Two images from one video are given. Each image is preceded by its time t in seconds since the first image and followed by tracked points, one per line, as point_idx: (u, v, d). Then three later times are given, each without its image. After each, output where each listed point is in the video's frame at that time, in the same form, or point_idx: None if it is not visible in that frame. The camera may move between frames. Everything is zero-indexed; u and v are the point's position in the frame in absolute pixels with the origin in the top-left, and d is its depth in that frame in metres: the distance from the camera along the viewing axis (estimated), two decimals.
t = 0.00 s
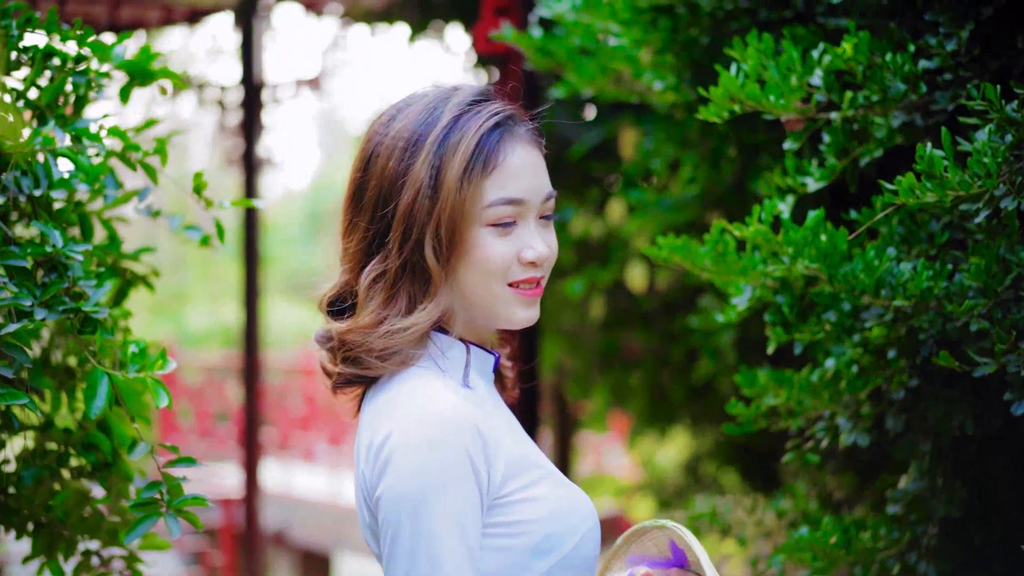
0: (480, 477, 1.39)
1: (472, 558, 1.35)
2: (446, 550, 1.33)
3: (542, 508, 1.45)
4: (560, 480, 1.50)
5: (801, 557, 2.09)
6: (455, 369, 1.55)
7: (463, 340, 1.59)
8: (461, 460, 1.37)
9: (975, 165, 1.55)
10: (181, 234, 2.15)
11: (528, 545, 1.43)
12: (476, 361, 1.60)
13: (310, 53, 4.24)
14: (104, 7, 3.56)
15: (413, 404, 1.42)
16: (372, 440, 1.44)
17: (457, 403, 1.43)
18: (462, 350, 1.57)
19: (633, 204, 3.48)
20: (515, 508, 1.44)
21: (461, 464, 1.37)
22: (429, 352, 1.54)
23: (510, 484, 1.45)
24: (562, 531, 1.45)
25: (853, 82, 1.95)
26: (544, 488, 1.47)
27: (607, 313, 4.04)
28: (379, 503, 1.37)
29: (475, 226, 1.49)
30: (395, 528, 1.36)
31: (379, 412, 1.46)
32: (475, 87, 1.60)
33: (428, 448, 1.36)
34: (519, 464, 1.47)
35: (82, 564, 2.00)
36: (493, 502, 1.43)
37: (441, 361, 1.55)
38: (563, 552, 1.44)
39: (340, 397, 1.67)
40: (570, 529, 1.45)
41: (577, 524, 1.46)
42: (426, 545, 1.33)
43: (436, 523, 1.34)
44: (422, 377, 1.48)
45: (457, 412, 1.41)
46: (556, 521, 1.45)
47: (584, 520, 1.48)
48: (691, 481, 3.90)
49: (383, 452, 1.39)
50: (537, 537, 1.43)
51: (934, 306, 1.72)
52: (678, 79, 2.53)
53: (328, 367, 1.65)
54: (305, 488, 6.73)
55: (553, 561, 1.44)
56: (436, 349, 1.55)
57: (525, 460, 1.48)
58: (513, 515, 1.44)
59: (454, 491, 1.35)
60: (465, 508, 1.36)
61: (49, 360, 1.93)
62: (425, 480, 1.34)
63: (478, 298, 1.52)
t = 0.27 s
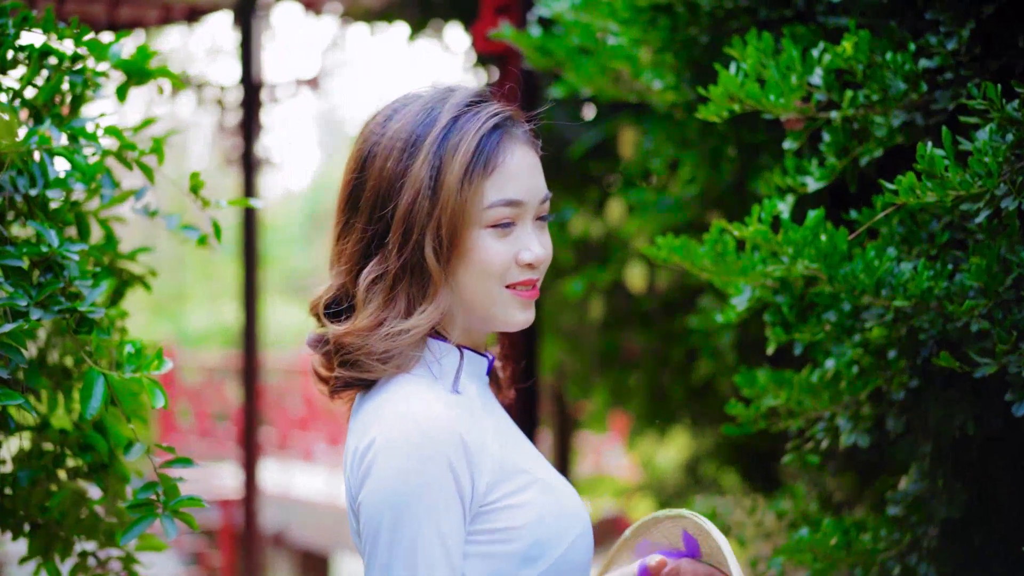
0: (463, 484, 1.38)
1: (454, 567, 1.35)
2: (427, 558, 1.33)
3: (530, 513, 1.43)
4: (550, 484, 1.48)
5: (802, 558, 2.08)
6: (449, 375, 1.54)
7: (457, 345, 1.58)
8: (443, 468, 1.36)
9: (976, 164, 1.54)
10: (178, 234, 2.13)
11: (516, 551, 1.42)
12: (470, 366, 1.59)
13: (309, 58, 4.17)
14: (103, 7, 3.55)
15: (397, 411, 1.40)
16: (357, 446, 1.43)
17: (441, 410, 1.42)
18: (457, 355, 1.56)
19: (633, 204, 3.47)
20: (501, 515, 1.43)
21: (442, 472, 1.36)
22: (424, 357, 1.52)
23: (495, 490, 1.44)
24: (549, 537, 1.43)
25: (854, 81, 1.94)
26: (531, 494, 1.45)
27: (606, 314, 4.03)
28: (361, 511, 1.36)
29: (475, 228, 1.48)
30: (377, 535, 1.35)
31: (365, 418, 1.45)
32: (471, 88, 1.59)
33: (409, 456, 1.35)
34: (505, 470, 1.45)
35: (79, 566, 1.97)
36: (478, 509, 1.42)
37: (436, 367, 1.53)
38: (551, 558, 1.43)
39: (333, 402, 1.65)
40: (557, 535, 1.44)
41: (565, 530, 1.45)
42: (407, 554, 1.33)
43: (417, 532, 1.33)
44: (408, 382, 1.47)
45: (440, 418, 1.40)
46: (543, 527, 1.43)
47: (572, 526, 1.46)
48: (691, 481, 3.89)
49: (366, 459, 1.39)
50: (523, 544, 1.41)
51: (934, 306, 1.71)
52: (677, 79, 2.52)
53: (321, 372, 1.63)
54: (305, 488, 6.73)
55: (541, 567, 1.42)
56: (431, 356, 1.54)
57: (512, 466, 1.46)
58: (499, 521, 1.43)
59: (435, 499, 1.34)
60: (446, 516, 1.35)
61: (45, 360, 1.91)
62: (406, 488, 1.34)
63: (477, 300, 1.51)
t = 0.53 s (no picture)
0: (445, 489, 1.37)
1: (435, 573, 1.35)
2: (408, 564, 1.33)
3: (514, 518, 1.42)
4: (538, 488, 1.46)
5: (801, 559, 2.07)
6: (441, 379, 1.53)
7: (451, 348, 1.57)
8: (423, 474, 1.35)
9: (975, 164, 1.53)
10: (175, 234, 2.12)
11: (500, 556, 1.41)
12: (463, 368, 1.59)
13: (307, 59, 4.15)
14: (101, 6, 3.53)
15: (379, 415, 1.40)
16: (342, 449, 1.43)
17: (425, 414, 1.41)
18: (450, 359, 1.55)
19: (632, 204, 3.46)
20: (487, 519, 1.42)
21: (423, 478, 1.35)
22: (418, 359, 1.52)
23: (480, 494, 1.43)
24: (534, 541, 1.42)
25: (852, 80, 1.93)
26: (517, 497, 1.44)
27: (605, 314, 4.03)
28: (343, 516, 1.37)
29: (470, 227, 1.48)
30: (359, 540, 1.36)
31: (352, 421, 1.45)
32: (464, 87, 1.59)
33: (389, 462, 1.35)
34: (491, 473, 1.44)
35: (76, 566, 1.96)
36: (462, 513, 1.41)
37: (428, 371, 1.52)
38: (538, 563, 1.42)
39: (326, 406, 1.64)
40: (543, 539, 1.43)
41: (551, 534, 1.43)
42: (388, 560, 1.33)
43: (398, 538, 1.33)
44: (394, 386, 1.46)
45: (423, 421, 1.39)
46: (529, 531, 1.42)
47: (560, 530, 1.45)
48: (690, 481, 3.88)
49: (349, 463, 1.39)
50: (509, 549, 1.41)
51: (933, 306, 1.70)
52: (675, 78, 2.50)
53: (314, 375, 1.62)
54: (305, 488, 6.72)
55: (528, 572, 1.41)
56: (423, 360, 1.53)
57: (498, 469, 1.45)
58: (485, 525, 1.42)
59: (415, 505, 1.34)
60: (427, 522, 1.35)
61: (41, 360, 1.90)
62: (386, 495, 1.34)
63: (473, 299, 1.50)
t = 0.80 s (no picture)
0: (422, 493, 1.37)
1: None
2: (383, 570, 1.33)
3: (492, 524, 1.41)
4: (518, 493, 1.45)
5: (797, 559, 2.07)
6: (427, 381, 1.52)
7: (438, 351, 1.57)
8: (398, 480, 1.34)
9: (971, 163, 1.52)
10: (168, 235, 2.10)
11: (478, 561, 1.40)
12: (451, 370, 1.58)
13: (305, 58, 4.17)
14: (100, 6, 3.51)
15: (355, 418, 1.39)
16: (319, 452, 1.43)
17: (403, 418, 1.40)
18: (438, 361, 1.55)
19: (629, 204, 3.45)
20: (464, 523, 1.41)
21: (398, 484, 1.34)
22: (406, 360, 1.51)
23: (458, 498, 1.42)
24: (513, 548, 1.41)
25: (848, 79, 1.92)
26: (496, 501, 1.43)
27: (603, 314, 4.03)
28: (319, 520, 1.36)
29: (459, 224, 1.47)
30: (334, 545, 1.35)
31: (332, 423, 1.44)
32: (452, 85, 1.58)
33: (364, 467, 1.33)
34: (469, 477, 1.43)
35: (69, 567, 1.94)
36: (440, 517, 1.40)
37: (413, 374, 1.51)
38: (518, 567, 1.41)
39: (314, 408, 1.63)
40: (521, 546, 1.42)
41: (530, 541, 1.42)
42: (363, 565, 1.33)
43: (373, 543, 1.32)
44: (374, 391, 1.45)
45: (399, 427, 1.37)
46: (507, 535, 1.41)
47: (541, 533, 1.44)
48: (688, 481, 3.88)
49: (325, 467, 1.38)
50: (488, 553, 1.40)
51: (929, 306, 1.70)
52: (672, 77, 2.49)
53: (304, 376, 1.61)
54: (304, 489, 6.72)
55: None
56: (409, 362, 1.52)
57: (477, 473, 1.44)
58: (463, 529, 1.41)
59: (391, 510, 1.33)
60: (402, 528, 1.34)
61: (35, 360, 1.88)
62: (360, 501, 1.33)
63: (462, 298, 1.49)
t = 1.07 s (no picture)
0: (405, 498, 1.36)
1: None
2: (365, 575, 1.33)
3: (476, 528, 1.41)
4: (503, 497, 1.45)
5: (792, 560, 2.06)
6: (413, 383, 1.50)
7: (423, 350, 1.55)
8: (380, 485, 1.34)
9: (967, 163, 1.52)
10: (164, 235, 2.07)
11: (462, 565, 1.40)
12: (439, 372, 1.56)
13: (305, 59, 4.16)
14: (99, 6, 3.50)
15: (337, 422, 1.39)
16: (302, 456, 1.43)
17: (386, 421, 1.40)
18: (426, 363, 1.53)
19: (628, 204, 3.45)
20: (448, 526, 1.41)
21: (380, 488, 1.34)
22: (396, 361, 1.50)
23: (442, 501, 1.42)
24: (497, 551, 1.41)
25: (845, 78, 1.91)
26: (479, 504, 1.42)
27: (602, 314, 4.02)
28: (301, 527, 1.37)
29: (449, 223, 1.47)
30: (317, 549, 1.35)
31: (316, 426, 1.44)
32: (442, 85, 1.58)
33: (344, 473, 1.34)
34: (453, 480, 1.42)
35: (64, 567, 1.93)
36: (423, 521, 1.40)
37: (401, 377, 1.50)
38: (502, 569, 1.41)
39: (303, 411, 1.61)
40: (506, 549, 1.42)
41: (515, 544, 1.42)
42: (346, 571, 1.33)
43: (355, 549, 1.33)
44: (359, 395, 1.44)
45: (382, 430, 1.37)
46: (491, 539, 1.41)
47: (525, 535, 1.44)
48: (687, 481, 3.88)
49: (309, 471, 1.38)
50: (471, 557, 1.40)
51: (926, 305, 1.69)
52: (669, 76, 2.49)
53: (294, 379, 1.59)
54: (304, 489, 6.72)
55: None
56: (398, 365, 1.51)
57: (461, 476, 1.43)
58: (447, 532, 1.41)
59: (372, 515, 1.33)
60: (385, 533, 1.34)
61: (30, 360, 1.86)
62: (341, 506, 1.33)
63: (452, 297, 1.48)
